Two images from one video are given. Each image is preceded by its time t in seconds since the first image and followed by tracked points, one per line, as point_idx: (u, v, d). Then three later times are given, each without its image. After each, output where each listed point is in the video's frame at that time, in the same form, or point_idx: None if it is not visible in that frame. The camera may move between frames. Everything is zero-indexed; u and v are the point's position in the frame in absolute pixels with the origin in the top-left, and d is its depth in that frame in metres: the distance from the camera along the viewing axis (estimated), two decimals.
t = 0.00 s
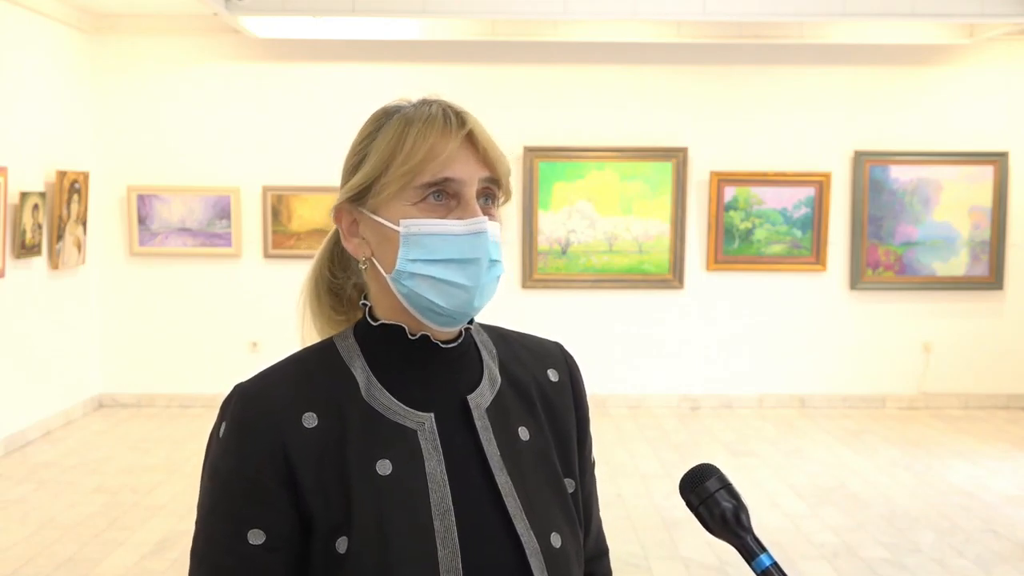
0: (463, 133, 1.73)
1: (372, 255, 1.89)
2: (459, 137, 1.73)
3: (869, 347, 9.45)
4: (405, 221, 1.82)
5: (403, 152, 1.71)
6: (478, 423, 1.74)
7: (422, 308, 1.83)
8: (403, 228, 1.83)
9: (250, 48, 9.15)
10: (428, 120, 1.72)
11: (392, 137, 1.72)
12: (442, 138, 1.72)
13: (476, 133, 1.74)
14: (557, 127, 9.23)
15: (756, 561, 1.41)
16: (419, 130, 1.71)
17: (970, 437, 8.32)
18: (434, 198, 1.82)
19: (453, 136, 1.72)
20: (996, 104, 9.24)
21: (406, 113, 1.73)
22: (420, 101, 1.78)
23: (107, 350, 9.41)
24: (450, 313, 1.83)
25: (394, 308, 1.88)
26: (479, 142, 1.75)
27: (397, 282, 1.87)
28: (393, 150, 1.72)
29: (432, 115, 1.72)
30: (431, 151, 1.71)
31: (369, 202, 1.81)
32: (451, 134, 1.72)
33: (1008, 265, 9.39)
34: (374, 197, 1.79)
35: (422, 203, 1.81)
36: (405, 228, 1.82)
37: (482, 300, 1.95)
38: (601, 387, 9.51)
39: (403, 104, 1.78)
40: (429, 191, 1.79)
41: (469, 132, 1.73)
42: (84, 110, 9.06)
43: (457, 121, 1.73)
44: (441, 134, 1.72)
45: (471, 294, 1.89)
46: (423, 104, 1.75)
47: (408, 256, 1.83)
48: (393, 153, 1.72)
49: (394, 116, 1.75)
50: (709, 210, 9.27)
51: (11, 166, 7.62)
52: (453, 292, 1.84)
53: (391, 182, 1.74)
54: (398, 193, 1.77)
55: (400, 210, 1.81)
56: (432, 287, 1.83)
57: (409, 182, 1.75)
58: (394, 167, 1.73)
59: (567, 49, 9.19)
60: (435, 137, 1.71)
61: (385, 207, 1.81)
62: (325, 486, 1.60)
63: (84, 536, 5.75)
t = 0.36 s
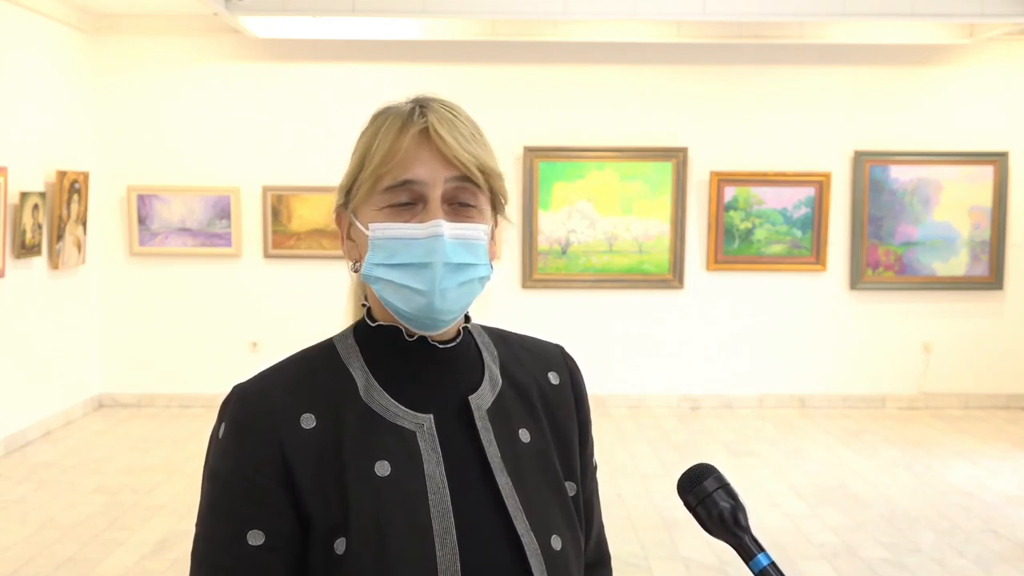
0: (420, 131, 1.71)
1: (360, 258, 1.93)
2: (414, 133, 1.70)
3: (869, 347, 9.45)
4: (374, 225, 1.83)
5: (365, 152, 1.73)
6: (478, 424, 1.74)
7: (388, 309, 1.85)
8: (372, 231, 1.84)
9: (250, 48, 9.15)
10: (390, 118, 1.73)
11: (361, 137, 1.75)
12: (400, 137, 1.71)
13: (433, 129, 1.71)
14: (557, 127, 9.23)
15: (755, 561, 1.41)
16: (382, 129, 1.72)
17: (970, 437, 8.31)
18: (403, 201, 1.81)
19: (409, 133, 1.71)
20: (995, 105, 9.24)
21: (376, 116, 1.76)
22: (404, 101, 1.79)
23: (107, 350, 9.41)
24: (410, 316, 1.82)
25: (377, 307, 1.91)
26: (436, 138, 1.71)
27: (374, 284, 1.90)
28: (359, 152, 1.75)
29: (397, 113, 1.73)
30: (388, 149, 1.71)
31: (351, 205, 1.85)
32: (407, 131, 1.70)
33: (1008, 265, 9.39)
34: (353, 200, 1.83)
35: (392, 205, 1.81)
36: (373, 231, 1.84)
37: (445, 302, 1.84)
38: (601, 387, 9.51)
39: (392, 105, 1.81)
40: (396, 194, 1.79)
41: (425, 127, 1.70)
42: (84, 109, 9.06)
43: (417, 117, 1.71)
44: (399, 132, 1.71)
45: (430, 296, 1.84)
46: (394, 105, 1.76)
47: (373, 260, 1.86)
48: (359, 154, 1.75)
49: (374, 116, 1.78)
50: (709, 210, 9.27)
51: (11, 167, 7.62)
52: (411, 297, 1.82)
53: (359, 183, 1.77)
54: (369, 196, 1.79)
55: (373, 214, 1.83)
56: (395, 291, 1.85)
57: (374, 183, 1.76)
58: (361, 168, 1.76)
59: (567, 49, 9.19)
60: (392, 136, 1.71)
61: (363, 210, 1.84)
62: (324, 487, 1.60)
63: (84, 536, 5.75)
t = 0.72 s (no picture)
0: (428, 130, 1.71)
1: (363, 261, 1.92)
2: (424, 133, 1.70)
3: (869, 347, 9.45)
4: (384, 227, 1.83)
5: (373, 156, 1.71)
6: (483, 427, 1.74)
7: (406, 309, 1.83)
8: (383, 233, 1.84)
9: (250, 48, 9.15)
10: (395, 119, 1.71)
11: (365, 142, 1.73)
12: (408, 138, 1.70)
13: (442, 127, 1.71)
14: (557, 127, 9.23)
15: (756, 566, 1.41)
16: (388, 131, 1.71)
17: (970, 437, 8.32)
18: (413, 201, 1.81)
19: (418, 133, 1.70)
20: (995, 105, 9.24)
21: (375, 118, 1.74)
22: (398, 100, 1.77)
23: (107, 350, 9.41)
24: (436, 314, 1.82)
25: (388, 309, 1.89)
26: (445, 136, 1.72)
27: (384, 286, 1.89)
28: (363, 156, 1.73)
29: (400, 114, 1.71)
30: (398, 152, 1.70)
31: (352, 209, 1.83)
32: (416, 131, 1.70)
33: (1008, 265, 9.40)
34: (357, 204, 1.81)
35: (401, 206, 1.81)
36: (384, 233, 1.83)
37: (467, 299, 1.91)
38: (601, 387, 9.51)
39: (384, 105, 1.78)
40: (406, 195, 1.79)
41: (435, 125, 1.71)
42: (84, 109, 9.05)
43: (423, 116, 1.71)
44: (406, 132, 1.70)
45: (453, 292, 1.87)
46: (390, 105, 1.74)
47: (387, 262, 1.84)
48: (366, 157, 1.73)
49: (370, 119, 1.75)
50: (709, 210, 9.27)
51: (11, 166, 7.62)
52: (436, 294, 1.83)
53: (367, 187, 1.75)
54: (376, 198, 1.78)
55: (381, 215, 1.82)
56: (415, 290, 1.83)
57: (383, 186, 1.75)
58: (368, 172, 1.74)
59: (567, 49, 9.19)
60: (400, 137, 1.70)
61: (368, 213, 1.83)
62: (328, 492, 1.60)
63: (84, 536, 5.75)
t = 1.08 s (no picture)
0: (435, 131, 1.72)
1: (364, 262, 1.90)
2: (432, 133, 1.71)
3: (869, 347, 9.45)
4: (390, 226, 1.83)
5: (379, 157, 1.71)
6: (483, 425, 1.74)
7: (413, 308, 1.83)
8: (388, 232, 1.83)
9: (250, 48, 9.15)
10: (400, 121, 1.71)
11: (370, 143, 1.72)
12: (415, 138, 1.71)
13: (448, 127, 1.73)
14: (557, 127, 9.23)
15: (755, 565, 1.41)
16: (393, 131, 1.71)
17: (970, 437, 8.32)
18: (418, 200, 1.82)
19: (425, 133, 1.71)
20: (995, 105, 9.24)
21: (379, 117, 1.73)
22: (397, 101, 1.77)
23: (107, 350, 9.41)
24: (443, 312, 1.83)
25: (389, 309, 1.88)
26: (452, 136, 1.73)
27: (388, 285, 1.88)
28: (368, 156, 1.72)
29: (405, 115, 1.72)
30: (405, 152, 1.70)
31: (353, 210, 1.82)
32: (423, 132, 1.71)
33: (1008, 265, 9.40)
34: (359, 204, 1.80)
35: (405, 206, 1.81)
36: (390, 232, 1.83)
37: (473, 298, 1.95)
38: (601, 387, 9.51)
39: (381, 106, 1.78)
40: (411, 195, 1.80)
41: (441, 125, 1.72)
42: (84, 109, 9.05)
43: (429, 117, 1.72)
44: (414, 132, 1.71)
45: (461, 291, 1.89)
46: (393, 107, 1.74)
47: (395, 260, 1.82)
48: (371, 158, 1.72)
49: (371, 120, 1.75)
50: (709, 210, 9.27)
51: (11, 166, 7.62)
52: (447, 293, 1.84)
53: (372, 189, 1.75)
54: (380, 198, 1.77)
55: (385, 215, 1.82)
56: (424, 288, 1.83)
57: (389, 187, 1.75)
58: (373, 173, 1.73)
59: (567, 49, 9.19)
60: (407, 139, 1.70)
61: (371, 213, 1.82)
62: (336, 490, 1.59)
63: (84, 536, 5.75)
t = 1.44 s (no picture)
0: (476, 133, 1.77)
1: (380, 254, 1.87)
2: (473, 135, 1.75)
3: (869, 347, 9.45)
4: (419, 219, 1.82)
5: (416, 152, 1.70)
6: (478, 424, 1.74)
7: (437, 302, 1.85)
8: (419, 224, 1.82)
9: (250, 48, 9.15)
10: (439, 119, 1.72)
11: (403, 136, 1.70)
12: (456, 138, 1.74)
13: (486, 131, 1.78)
14: (557, 127, 9.23)
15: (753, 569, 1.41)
16: (432, 128, 1.71)
17: (970, 437, 8.32)
18: (446, 197, 1.82)
19: (465, 135, 1.75)
20: (995, 105, 9.24)
21: (415, 111, 1.72)
22: (421, 99, 1.76)
23: (107, 350, 9.41)
24: (465, 306, 1.89)
25: (403, 306, 1.86)
26: (488, 140, 1.79)
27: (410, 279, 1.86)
28: (404, 150, 1.70)
29: (442, 114, 1.73)
30: (446, 150, 1.72)
31: (374, 202, 1.78)
32: (464, 133, 1.75)
33: (1008, 265, 9.40)
34: (383, 197, 1.76)
35: (432, 202, 1.81)
36: (420, 224, 1.82)
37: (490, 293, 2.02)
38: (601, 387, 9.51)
39: (401, 102, 1.76)
40: (442, 189, 1.80)
41: (479, 129, 1.76)
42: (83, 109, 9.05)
43: (467, 120, 1.76)
44: (455, 132, 1.73)
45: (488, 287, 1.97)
46: (428, 103, 1.74)
47: (427, 252, 1.83)
48: (406, 152, 1.70)
49: (397, 114, 1.73)
50: (710, 210, 9.27)
51: (11, 166, 7.62)
52: (477, 287, 1.93)
53: (403, 181, 1.73)
54: (410, 191, 1.76)
55: (412, 208, 1.80)
56: (453, 281, 1.88)
57: (423, 181, 1.75)
58: (407, 167, 1.72)
59: (567, 49, 9.19)
60: (449, 137, 1.73)
61: (394, 206, 1.80)
62: (334, 488, 1.59)
63: (84, 536, 5.75)
